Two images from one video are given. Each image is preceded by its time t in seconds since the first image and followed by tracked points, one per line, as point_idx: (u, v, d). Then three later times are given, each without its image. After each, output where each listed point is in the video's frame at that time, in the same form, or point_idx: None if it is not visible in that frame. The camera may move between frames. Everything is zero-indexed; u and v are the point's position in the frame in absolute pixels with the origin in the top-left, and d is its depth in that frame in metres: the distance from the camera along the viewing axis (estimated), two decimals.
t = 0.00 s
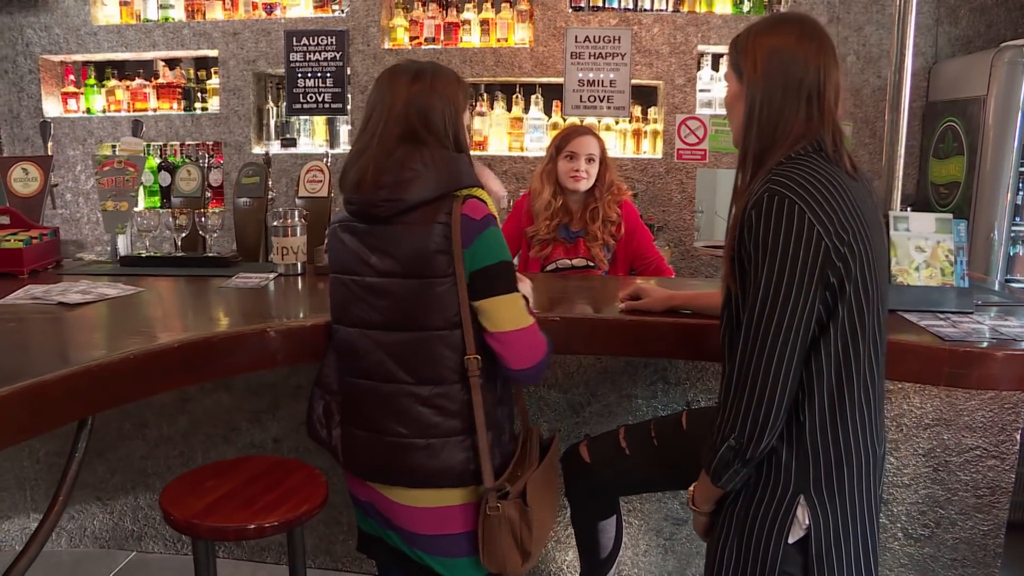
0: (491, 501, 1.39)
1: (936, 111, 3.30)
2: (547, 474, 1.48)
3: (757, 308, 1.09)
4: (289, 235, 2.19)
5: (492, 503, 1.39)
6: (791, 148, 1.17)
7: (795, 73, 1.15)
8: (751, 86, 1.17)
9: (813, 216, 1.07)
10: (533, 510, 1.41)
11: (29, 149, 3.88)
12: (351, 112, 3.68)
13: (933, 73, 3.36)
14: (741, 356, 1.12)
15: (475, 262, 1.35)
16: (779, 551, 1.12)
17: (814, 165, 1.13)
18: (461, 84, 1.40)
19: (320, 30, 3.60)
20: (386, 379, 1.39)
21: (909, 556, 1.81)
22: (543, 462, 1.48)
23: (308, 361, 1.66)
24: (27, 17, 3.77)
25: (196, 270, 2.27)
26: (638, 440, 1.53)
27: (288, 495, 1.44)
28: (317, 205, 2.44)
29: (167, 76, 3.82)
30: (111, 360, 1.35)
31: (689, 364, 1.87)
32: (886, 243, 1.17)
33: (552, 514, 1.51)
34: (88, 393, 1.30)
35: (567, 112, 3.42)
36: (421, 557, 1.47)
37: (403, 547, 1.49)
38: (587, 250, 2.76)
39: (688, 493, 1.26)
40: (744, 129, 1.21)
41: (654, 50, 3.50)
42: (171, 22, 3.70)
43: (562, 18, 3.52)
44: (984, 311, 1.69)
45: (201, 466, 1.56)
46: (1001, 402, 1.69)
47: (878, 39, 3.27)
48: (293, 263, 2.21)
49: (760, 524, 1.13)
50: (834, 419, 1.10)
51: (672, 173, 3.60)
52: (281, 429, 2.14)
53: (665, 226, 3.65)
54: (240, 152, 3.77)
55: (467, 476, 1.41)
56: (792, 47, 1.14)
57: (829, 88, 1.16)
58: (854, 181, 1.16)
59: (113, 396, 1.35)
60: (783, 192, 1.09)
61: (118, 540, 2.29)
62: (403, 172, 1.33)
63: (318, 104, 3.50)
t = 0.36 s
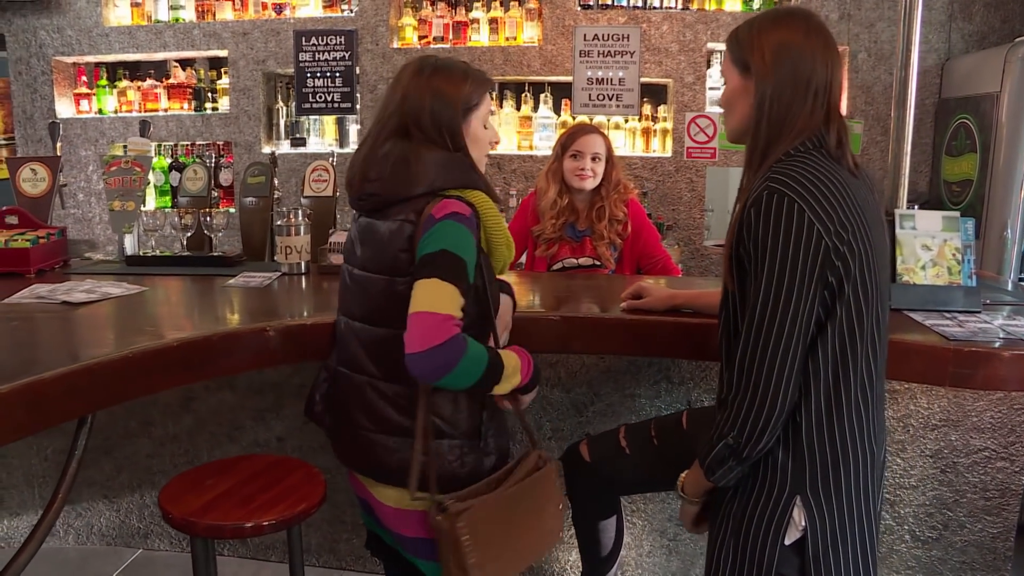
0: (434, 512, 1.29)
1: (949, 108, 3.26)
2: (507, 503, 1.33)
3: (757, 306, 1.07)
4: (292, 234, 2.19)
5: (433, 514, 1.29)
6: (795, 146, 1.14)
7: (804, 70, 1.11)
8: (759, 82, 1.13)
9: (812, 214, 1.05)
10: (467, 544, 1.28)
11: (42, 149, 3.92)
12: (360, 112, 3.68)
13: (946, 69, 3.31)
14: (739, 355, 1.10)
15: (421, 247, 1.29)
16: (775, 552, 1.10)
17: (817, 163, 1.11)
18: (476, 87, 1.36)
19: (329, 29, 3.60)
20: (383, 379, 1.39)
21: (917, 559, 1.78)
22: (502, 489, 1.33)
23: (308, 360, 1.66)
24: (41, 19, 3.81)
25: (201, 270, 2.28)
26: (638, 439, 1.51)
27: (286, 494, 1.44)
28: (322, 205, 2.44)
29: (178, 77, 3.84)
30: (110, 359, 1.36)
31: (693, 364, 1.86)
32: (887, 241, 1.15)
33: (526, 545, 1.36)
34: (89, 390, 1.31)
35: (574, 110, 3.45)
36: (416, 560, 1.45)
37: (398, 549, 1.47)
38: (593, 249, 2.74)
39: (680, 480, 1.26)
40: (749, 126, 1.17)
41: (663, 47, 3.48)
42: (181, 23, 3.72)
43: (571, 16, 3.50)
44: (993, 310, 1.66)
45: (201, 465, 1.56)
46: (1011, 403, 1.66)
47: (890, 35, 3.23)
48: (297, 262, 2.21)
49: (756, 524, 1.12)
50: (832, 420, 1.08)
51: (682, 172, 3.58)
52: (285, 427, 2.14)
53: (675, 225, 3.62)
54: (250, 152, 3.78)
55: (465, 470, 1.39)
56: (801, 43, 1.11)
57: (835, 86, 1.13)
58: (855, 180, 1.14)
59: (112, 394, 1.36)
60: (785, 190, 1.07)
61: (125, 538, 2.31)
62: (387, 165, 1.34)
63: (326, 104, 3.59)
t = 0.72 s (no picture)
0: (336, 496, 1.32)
1: (959, 106, 3.23)
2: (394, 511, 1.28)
3: (750, 305, 1.06)
4: (296, 236, 2.20)
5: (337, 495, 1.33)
6: (796, 142, 1.12)
7: (806, 65, 1.10)
8: (760, 76, 1.11)
9: (809, 213, 1.04)
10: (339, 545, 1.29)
11: (53, 153, 3.95)
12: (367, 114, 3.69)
13: (956, 67, 3.28)
14: (732, 353, 1.09)
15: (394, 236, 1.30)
16: (768, 552, 1.09)
17: (819, 160, 1.09)
18: (485, 87, 1.37)
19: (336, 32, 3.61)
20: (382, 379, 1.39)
21: (923, 561, 1.76)
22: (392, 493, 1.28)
23: (308, 361, 1.66)
24: (51, 24, 3.84)
25: (206, 272, 2.30)
26: (638, 440, 1.50)
27: (287, 495, 1.44)
28: (326, 206, 2.45)
29: (187, 80, 3.86)
30: (111, 360, 1.37)
31: (697, 365, 1.84)
32: (886, 241, 1.13)
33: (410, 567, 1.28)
34: (89, 391, 1.32)
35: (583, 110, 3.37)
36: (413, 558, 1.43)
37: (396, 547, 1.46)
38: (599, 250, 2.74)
39: (669, 475, 1.26)
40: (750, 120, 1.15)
41: (670, 47, 3.47)
42: (190, 26, 3.74)
43: (578, 16, 3.49)
44: (1000, 310, 1.63)
45: (203, 466, 1.56)
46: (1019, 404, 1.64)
47: (899, 33, 3.21)
48: (300, 264, 2.22)
49: (749, 524, 1.11)
50: (826, 420, 1.07)
51: (690, 172, 3.56)
52: (290, 428, 2.15)
53: (682, 225, 3.61)
54: (258, 154, 3.80)
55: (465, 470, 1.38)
56: (802, 37, 1.10)
57: (835, 81, 1.12)
58: (855, 178, 1.12)
59: (113, 396, 1.36)
60: (782, 187, 1.06)
61: (132, 538, 2.33)
62: (391, 157, 1.35)
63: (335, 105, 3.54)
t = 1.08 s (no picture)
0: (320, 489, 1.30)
1: (970, 110, 3.22)
2: (373, 509, 1.25)
3: (746, 309, 1.06)
4: (305, 237, 2.22)
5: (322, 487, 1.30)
6: (793, 146, 1.12)
7: (796, 65, 1.10)
8: (748, 78, 1.12)
9: (805, 217, 1.04)
10: (314, 535, 1.28)
11: (68, 153, 4.00)
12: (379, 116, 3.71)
13: (969, 70, 3.26)
14: (728, 357, 1.10)
15: (386, 235, 1.31)
16: (765, 555, 1.09)
17: (812, 162, 1.09)
18: (507, 82, 1.35)
19: (348, 34, 3.64)
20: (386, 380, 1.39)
21: (929, 567, 1.76)
22: (372, 490, 1.25)
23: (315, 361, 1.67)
24: (68, 27, 3.89)
25: (216, 272, 2.32)
26: (642, 440, 1.51)
27: (292, 493, 1.45)
28: (335, 208, 2.47)
29: (200, 82, 3.90)
30: (119, 358, 1.39)
31: (702, 368, 1.85)
32: (883, 244, 1.13)
33: (390, 564, 1.27)
34: (96, 389, 1.33)
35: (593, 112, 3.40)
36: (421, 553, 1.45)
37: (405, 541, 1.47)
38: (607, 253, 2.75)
39: (668, 476, 1.26)
40: (742, 121, 1.16)
41: (681, 51, 3.47)
42: (203, 29, 3.78)
43: (588, 20, 3.50)
44: (1008, 316, 1.63)
45: (209, 464, 1.58)
46: None
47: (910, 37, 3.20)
48: (309, 265, 2.23)
49: (746, 526, 1.11)
50: (821, 424, 1.07)
51: (700, 175, 3.56)
52: (298, 428, 2.16)
53: (692, 228, 3.60)
54: (270, 155, 3.82)
55: (470, 470, 1.37)
56: (792, 38, 1.09)
57: (831, 80, 1.10)
58: (852, 181, 1.12)
59: (120, 393, 1.38)
60: (776, 192, 1.06)
61: (141, 535, 2.35)
62: (408, 156, 1.36)
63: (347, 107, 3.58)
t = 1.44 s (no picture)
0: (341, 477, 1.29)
1: (980, 116, 3.21)
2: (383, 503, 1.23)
3: (757, 313, 1.07)
4: (315, 238, 2.25)
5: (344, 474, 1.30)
6: (800, 151, 1.13)
7: (797, 72, 1.11)
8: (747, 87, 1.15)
9: (815, 222, 1.05)
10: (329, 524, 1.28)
11: (82, 154, 4.04)
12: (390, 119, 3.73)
13: (978, 77, 3.27)
14: (738, 361, 1.11)
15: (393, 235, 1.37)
16: (774, 556, 1.10)
17: (817, 166, 1.11)
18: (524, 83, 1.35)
19: (360, 38, 3.66)
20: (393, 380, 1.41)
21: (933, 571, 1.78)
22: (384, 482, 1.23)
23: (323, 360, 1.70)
24: (84, 29, 3.94)
25: (227, 272, 2.34)
26: (646, 442, 1.52)
27: (301, 490, 1.48)
28: (346, 209, 2.50)
29: (213, 84, 3.94)
30: (131, 355, 1.41)
31: (708, 371, 1.86)
32: (889, 248, 1.15)
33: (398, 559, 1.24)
34: (109, 386, 1.36)
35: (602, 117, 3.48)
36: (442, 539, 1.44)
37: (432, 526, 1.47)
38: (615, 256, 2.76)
39: (679, 486, 1.27)
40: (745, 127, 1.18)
41: (691, 56, 3.47)
42: (217, 32, 3.82)
43: (599, 25, 3.51)
44: (1013, 321, 1.63)
45: (219, 461, 1.60)
46: None
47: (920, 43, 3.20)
48: (319, 266, 2.26)
49: (755, 528, 1.12)
50: (831, 426, 1.09)
51: (709, 180, 3.56)
52: (307, 427, 2.18)
53: (701, 233, 3.61)
54: (282, 157, 3.86)
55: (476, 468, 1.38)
56: (794, 44, 1.11)
57: (833, 85, 1.12)
58: (859, 186, 1.14)
59: (132, 389, 1.40)
60: (785, 197, 1.07)
61: (151, 531, 2.38)
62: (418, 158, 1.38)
63: (358, 110, 3.67)
